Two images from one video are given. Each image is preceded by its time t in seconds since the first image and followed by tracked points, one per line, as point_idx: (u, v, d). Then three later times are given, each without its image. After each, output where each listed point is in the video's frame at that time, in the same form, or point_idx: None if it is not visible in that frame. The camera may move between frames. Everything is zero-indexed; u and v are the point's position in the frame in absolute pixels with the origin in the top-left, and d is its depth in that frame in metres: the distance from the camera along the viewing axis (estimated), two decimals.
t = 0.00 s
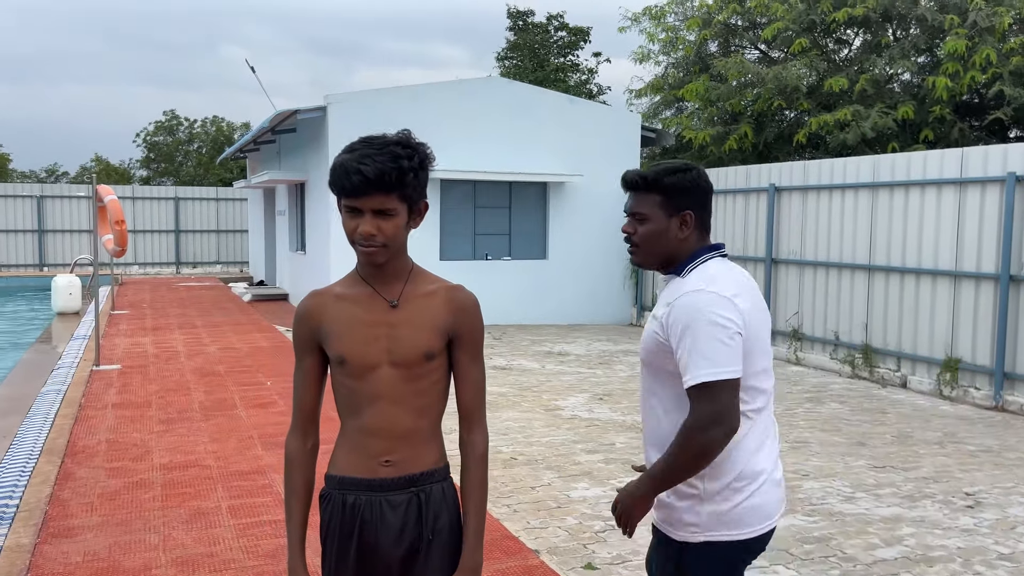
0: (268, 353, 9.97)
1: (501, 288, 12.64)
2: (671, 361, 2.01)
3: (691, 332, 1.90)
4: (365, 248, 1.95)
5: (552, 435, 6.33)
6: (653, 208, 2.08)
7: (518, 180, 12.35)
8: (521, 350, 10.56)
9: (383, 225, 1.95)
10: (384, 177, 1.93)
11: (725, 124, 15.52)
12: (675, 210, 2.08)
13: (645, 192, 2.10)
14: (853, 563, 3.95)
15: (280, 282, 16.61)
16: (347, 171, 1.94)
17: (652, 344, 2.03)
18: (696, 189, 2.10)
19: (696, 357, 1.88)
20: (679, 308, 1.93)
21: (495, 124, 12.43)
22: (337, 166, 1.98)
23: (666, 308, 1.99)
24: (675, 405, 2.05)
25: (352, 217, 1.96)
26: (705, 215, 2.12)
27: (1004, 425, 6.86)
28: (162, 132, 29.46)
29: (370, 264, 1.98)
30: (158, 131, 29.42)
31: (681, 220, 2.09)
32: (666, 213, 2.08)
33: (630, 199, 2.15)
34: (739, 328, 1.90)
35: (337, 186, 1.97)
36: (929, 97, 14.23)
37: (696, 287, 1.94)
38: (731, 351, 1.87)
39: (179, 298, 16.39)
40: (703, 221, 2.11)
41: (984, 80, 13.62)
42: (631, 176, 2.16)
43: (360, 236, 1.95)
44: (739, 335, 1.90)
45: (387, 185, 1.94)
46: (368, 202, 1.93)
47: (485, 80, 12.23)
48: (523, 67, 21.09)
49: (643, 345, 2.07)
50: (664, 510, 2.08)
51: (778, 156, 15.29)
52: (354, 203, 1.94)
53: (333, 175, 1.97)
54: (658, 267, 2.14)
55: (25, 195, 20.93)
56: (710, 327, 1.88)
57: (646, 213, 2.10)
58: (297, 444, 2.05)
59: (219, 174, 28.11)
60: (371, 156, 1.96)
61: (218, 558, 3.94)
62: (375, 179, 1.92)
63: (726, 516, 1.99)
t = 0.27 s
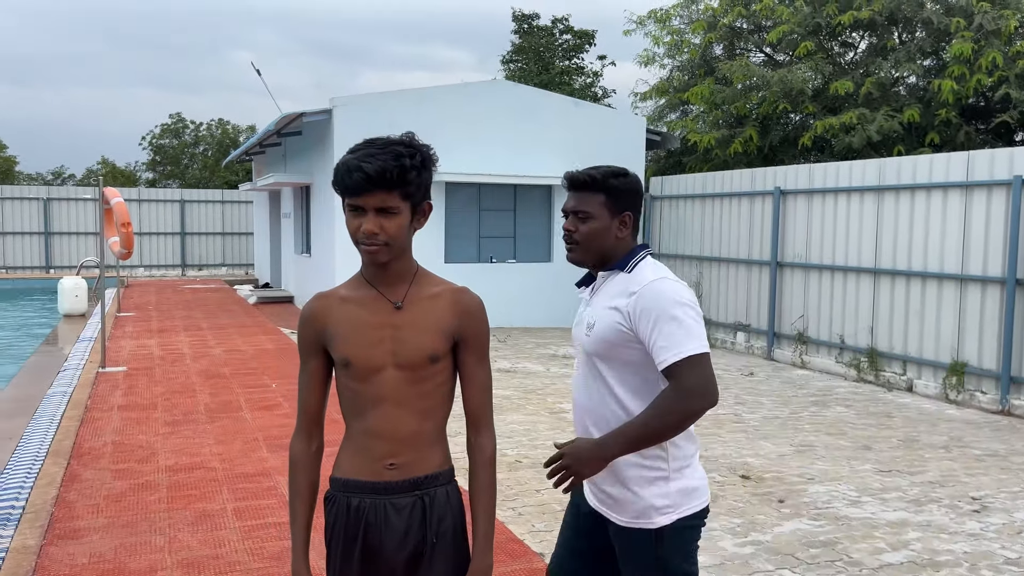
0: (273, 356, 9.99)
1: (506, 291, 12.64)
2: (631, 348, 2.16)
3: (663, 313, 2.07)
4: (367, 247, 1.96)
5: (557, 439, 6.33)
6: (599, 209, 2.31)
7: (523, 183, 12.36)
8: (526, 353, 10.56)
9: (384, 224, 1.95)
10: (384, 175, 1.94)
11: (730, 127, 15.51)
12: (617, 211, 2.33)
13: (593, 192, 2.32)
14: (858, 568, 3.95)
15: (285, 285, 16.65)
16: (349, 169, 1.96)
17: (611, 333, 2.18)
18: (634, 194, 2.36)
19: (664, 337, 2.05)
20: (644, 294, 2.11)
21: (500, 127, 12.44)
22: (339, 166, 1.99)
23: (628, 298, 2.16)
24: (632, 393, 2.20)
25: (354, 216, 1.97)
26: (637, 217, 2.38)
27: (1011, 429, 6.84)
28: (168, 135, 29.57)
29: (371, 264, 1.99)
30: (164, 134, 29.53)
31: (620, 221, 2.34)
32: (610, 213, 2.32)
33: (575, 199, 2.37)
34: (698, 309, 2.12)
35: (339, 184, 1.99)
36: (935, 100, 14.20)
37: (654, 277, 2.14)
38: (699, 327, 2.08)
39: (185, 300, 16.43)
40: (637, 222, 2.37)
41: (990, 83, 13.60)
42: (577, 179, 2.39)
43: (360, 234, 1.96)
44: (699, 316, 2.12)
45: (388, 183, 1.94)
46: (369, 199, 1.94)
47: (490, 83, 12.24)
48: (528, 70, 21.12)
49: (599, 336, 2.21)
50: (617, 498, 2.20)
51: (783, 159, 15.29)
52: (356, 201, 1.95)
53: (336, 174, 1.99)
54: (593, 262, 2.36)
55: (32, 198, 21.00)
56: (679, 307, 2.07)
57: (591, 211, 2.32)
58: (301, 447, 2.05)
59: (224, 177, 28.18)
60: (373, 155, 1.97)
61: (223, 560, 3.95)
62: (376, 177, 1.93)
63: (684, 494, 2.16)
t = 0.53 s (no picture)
0: (280, 358, 10.01)
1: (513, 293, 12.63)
2: (589, 325, 2.22)
3: (627, 288, 2.16)
4: (374, 248, 1.96)
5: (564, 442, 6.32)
6: (543, 195, 2.32)
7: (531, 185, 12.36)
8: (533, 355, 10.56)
9: (391, 225, 1.95)
10: (391, 176, 1.95)
11: (738, 130, 15.48)
12: (559, 197, 2.35)
13: (536, 179, 2.33)
14: (867, 572, 3.93)
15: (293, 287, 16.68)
16: (357, 171, 1.96)
17: (572, 309, 2.22)
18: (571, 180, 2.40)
19: (625, 309, 2.14)
20: (606, 271, 2.19)
21: (508, 130, 12.45)
22: (346, 167, 2.00)
23: (589, 276, 2.22)
24: (590, 370, 2.25)
25: (361, 217, 1.97)
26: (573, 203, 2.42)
27: (1021, 434, 6.80)
28: (177, 138, 29.72)
29: (377, 265, 1.99)
30: (173, 136, 29.66)
31: (562, 207, 2.36)
32: (552, 200, 2.34)
33: (516, 186, 2.35)
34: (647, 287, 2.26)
35: (347, 186, 2.00)
36: (944, 103, 14.15)
37: (610, 257, 2.24)
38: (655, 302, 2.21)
39: (193, 302, 16.48)
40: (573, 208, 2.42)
41: (1000, 85, 13.54)
42: (516, 167, 2.37)
43: (367, 234, 1.97)
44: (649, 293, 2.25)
45: (397, 184, 1.95)
46: (378, 200, 1.95)
47: (499, 87, 12.26)
48: (536, 73, 21.13)
49: (560, 315, 2.24)
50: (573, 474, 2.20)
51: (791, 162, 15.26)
52: (363, 202, 1.96)
53: (343, 175, 1.99)
54: (536, 249, 2.36)
55: (41, 200, 21.11)
56: (639, 283, 2.18)
57: (536, 198, 2.32)
58: (306, 448, 2.05)
59: (233, 179, 28.27)
60: (380, 156, 1.98)
61: (231, 561, 3.96)
62: (383, 177, 1.94)
63: (634, 467, 2.27)
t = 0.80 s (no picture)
0: (290, 359, 10.04)
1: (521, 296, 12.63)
2: (577, 326, 2.26)
3: (618, 290, 2.24)
4: (383, 248, 1.97)
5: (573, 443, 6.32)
6: (520, 193, 2.30)
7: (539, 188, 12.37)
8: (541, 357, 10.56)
9: (400, 225, 1.97)
10: (402, 178, 1.97)
11: (747, 132, 15.44)
12: (533, 196, 2.34)
13: (513, 177, 2.30)
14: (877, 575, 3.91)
15: (303, 289, 16.73)
16: (369, 170, 1.98)
17: (566, 309, 2.24)
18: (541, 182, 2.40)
19: (619, 311, 2.21)
20: (598, 273, 2.24)
21: (516, 132, 12.46)
22: (358, 167, 2.01)
23: (580, 277, 2.26)
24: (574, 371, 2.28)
25: (372, 217, 1.99)
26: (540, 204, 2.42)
27: None
28: (188, 140, 29.89)
29: (384, 266, 2.00)
30: (184, 139, 29.81)
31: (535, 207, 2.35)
32: (527, 199, 2.33)
33: (490, 184, 2.31)
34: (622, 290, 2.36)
35: (358, 186, 2.01)
36: (955, 105, 14.09)
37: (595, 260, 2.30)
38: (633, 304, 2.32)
39: (204, 304, 16.56)
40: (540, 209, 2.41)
41: (1012, 87, 13.46)
42: (489, 164, 2.34)
43: (377, 234, 1.98)
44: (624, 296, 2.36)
45: (408, 184, 1.97)
46: (389, 199, 1.96)
47: (507, 89, 12.28)
48: (545, 75, 21.14)
49: (554, 317, 2.25)
50: (556, 477, 2.20)
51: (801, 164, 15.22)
52: (375, 202, 1.97)
53: (354, 174, 2.01)
54: (512, 248, 2.33)
55: (53, 202, 21.24)
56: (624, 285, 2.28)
57: (514, 195, 2.29)
58: (313, 449, 2.07)
59: (243, 182, 28.38)
60: (392, 157, 2.00)
61: (240, 562, 3.97)
62: (395, 178, 1.96)
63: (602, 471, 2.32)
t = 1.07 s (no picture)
0: (298, 361, 10.07)
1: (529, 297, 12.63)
2: (570, 326, 2.33)
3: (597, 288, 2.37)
4: (390, 251, 1.97)
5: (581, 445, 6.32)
6: (507, 192, 2.29)
7: (547, 189, 12.37)
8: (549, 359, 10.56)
9: (407, 227, 1.97)
10: (411, 180, 1.97)
11: (755, 133, 15.40)
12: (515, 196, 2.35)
13: (498, 175, 2.29)
14: None
15: (312, 291, 16.77)
16: (377, 173, 1.98)
17: (562, 309, 2.31)
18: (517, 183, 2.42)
19: (604, 306, 2.33)
20: (583, 272, 2.36)
21: (524, 133, 12.46)
22: (366, 169, 2.00)
23: (566, 278, 2.35)
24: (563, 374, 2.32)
25: (379, 219, 1.99)
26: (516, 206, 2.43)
27: None
28: (197, 142, 30.03)
29: (389, 267, 2.00)
30: (193, 141, 29.94)
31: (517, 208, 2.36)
32: (512, 197, 2.33)
33: (475, 182, 2.29)
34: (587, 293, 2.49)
35: (365, 189, 2.00)
36: (965, 105, 14.02)
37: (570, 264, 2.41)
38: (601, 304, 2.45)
39: (213, 305, 16.62)
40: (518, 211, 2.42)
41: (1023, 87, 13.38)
42: (470, 162, 2.31)
43: (384, 237, 1.98)
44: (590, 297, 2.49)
45: (417, 187, 1.97)
46: (397, 202, 1.97)
47: (515, 90, 12.28)
48: (552, 76, 21.14)
49: (553, 317, 2.29)
50: (556, 477, 2.20)
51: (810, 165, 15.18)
52: (382, 205, 1.97)
53: (362, 178, 2.00)
54: (497, 247, 2.31)
55: (64, 205, 21.36)
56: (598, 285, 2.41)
57: (501, 193, 2.28)
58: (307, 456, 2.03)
59: (252, 184, 28.46)
60: (399, 160, 2.00)
61: (249, 563, 3.99)
62: (405, 180, 1.96)
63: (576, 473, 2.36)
